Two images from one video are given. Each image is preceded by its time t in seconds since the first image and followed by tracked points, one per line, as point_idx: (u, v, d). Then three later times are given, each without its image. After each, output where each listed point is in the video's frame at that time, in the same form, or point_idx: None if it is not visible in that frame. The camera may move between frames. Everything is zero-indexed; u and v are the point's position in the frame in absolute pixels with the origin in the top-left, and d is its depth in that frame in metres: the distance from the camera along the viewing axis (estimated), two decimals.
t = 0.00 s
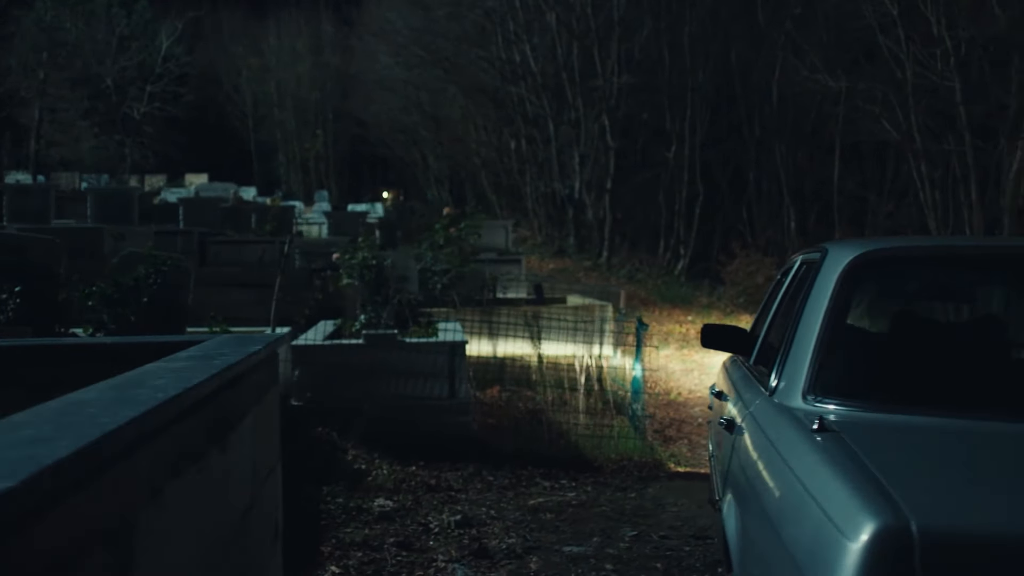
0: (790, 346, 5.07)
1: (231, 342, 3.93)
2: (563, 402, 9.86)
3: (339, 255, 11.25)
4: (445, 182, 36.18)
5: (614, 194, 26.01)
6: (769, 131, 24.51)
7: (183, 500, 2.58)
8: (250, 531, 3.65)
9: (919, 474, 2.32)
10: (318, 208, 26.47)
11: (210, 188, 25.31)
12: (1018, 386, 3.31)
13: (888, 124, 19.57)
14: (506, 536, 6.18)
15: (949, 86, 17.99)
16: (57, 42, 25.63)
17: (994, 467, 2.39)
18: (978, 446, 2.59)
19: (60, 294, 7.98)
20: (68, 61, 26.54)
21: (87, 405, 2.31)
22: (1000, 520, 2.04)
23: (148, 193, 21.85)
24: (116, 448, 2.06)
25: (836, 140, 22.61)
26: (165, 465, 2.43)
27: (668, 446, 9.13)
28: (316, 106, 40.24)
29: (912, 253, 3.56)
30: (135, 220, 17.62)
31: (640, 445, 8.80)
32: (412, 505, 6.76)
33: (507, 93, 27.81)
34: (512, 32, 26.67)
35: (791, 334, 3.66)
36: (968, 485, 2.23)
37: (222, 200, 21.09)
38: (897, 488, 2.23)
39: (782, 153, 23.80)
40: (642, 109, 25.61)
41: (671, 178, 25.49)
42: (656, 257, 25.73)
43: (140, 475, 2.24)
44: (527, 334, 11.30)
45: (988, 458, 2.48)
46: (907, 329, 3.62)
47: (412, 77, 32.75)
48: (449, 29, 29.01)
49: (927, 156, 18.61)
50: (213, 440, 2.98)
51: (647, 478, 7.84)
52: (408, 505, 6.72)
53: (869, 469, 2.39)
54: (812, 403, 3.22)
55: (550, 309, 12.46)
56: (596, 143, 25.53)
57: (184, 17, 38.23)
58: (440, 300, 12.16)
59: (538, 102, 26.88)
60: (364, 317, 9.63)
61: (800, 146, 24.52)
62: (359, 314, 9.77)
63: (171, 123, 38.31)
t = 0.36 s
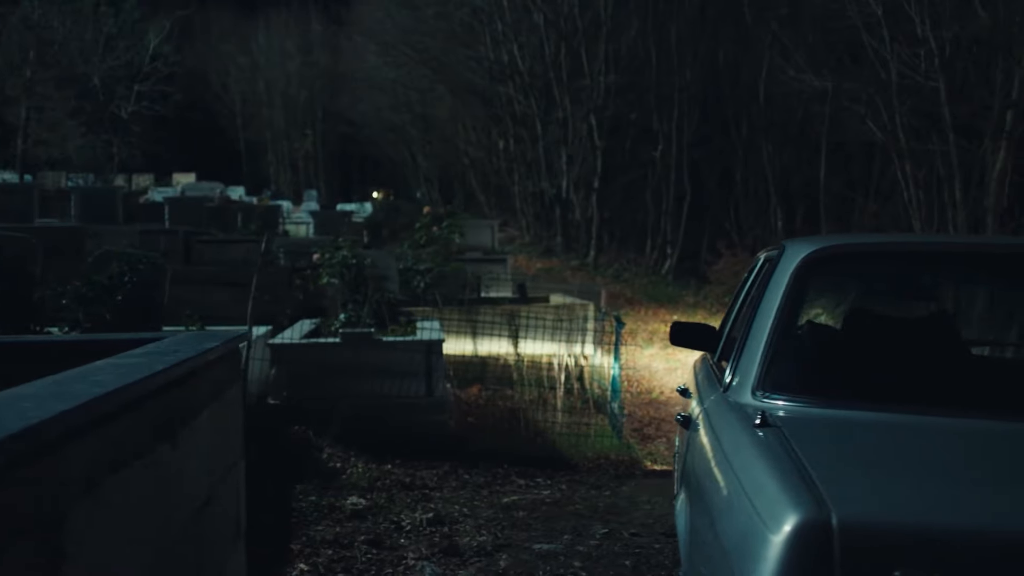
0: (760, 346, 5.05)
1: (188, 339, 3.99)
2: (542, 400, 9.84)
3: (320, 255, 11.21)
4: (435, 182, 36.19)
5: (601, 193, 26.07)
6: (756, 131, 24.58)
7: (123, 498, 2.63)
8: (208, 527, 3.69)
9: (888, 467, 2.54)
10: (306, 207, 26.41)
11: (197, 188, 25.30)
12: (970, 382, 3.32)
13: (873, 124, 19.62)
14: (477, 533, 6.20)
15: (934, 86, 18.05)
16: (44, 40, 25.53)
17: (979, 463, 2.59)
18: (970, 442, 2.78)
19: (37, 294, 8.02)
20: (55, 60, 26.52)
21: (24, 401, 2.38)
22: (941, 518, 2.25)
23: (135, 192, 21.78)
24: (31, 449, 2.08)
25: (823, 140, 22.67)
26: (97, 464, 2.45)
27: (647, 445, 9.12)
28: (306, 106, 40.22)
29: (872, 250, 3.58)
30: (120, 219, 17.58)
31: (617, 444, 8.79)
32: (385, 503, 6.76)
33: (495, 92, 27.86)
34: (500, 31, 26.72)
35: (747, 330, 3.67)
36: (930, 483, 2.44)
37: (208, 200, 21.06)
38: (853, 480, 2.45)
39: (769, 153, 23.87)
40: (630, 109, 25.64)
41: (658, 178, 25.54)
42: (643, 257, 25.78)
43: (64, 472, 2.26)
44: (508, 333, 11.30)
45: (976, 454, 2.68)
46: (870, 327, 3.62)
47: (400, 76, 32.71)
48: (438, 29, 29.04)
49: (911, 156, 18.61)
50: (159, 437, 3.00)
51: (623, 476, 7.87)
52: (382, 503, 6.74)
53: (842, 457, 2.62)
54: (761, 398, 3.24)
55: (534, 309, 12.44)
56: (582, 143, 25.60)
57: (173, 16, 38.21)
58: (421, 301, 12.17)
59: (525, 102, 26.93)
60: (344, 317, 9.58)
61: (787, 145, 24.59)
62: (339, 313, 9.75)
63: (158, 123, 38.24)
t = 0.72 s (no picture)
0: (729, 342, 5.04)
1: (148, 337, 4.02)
2: (523, 399, 9.82)
3: (305, 255, 11.14)
4: (426, 182, 36.20)
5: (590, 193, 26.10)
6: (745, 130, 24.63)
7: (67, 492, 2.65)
8: (167, 522, 3.72)
9: (858, 462, 2.59)
10: (294, 207, 26.32)
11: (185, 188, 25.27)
12: (926, 378, 3.35)
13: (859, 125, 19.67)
14: (450, 531, 6.20)
15: (920, 86, 18.10)
16: (31, 38, 25.41)
17: (968, 462, 2.62)
18: (958, 440, 2.81)
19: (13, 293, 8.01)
20: (43, 59, 26.47)
21: None
22: (888, 515, 2.31)
23: (121, 191, 21.66)
24: None
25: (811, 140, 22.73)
26: (34, 458, 2.46)
27: (625, 444, 9.12)
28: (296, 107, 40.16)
29: (836, 247, 3.58)
30: (106, 220, 17.54)
31: (596, 443, 8.79)
32: (360, 501, 6.76)
33: (484, 91, 27.87)
34: (488, 32, 26.75)
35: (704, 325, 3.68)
36: (907, 481, 2.48)
37: (195, 199, 21.02)
38: (810, 472, 2.52)
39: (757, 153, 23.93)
40: (620, 109, 25.65)
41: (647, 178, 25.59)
42: (631, 257, 25.83)
43: None
44: (490, 333, 11.30)
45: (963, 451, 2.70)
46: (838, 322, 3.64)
47: (390, 76, 32.68)
48: (427, 29, 29.04)
49: (898, 156, 18.56)
50: (106, 434, 3.00)
51: (599, 475, 7.87)
52: (356, 502, 6.73)
53: (815, 449, 2.68)
54: (711, 395, 3.26)
55: (517, 309, 12.46)
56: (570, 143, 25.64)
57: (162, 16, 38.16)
58: (404, 301, 12.17)
59: (514, 102, 26.95)
60: (325, 317, 9.57)
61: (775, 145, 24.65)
62: (321, 313, 9.73)
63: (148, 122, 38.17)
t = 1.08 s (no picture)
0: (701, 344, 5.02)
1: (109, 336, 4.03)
2: (504, 399, 9.82)
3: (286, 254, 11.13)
4: (416, 182, 36.22)
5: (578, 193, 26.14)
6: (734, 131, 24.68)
7: (13, 492, 2.66)
8: (127, 522, 3.73)
9: (840, 464, 2.62)
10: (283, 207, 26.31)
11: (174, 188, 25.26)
12: (876, 379, 3.33)
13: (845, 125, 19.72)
14: (423, 531, 6.21)
15: (905, 86, 18.14)
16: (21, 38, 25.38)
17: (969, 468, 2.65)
18: (945, 443, 2.82)
19: None
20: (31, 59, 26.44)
21: None
22: (833, 516, 2.35)
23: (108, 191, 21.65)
24: None
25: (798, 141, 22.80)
26: None
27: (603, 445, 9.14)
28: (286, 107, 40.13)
29: (798, 248, 3.51)
30: (91, 220, 17.52)
31: (573, 443, 8.81)
32: (335, 502, 6.76)
33: (473, 92, 27.89)
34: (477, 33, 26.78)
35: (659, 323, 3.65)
36: (910, 482, 2.52)
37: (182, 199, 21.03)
38: (773, 475, 2.55)
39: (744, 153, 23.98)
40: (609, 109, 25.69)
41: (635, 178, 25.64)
42: (619, 257, 25.90)
43: None
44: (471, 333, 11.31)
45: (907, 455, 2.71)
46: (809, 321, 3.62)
47: (379, 76, 32.68)
48: (416, 30, 29.05)
49: (883, 157, 18.62)
50: (56, 436, 2.99)
51: (577, 474, 7.89)
52: (330, 502, 6.74)
53: (784, 450, 2.72)
54: (661, 396, 3.25)
55: (499, 309, 12.49)
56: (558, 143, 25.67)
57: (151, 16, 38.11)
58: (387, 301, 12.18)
59: (502, 103, 26.98)
60: (305, 317, 9.60)
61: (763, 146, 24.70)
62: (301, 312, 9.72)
63: (137, 122, 38.13)
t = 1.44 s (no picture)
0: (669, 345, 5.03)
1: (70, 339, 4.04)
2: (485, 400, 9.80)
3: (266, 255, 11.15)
4: (405, 182, 36.23)
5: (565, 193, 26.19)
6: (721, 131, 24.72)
7: None
8: (86, 524, 3.74)
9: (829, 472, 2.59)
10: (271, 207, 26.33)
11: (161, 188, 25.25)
12: (836, 381, 3.24)
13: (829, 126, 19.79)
14: (395, 533, 6.23)
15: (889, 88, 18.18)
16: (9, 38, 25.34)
17: (960, 474, 2.61)
18: (930, 449, 2.79)
19: None
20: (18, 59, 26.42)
21: None
22: (812, 521, 2.32)
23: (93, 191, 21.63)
24: None
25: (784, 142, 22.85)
26: None
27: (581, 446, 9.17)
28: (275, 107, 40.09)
29: (774, 252, 3.43)
30: (76, 221, 17.52)
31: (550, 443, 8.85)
32: (308, 503, 6.78)
33: (460, 92, 27.91)
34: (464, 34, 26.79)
35: (618, 323, 3.62)
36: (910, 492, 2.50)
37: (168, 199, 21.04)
38: (747, 481, 2.52)
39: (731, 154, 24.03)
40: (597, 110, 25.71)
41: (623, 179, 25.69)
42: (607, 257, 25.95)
43: None
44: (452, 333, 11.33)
45: (891, 454, 2.72)
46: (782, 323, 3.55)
47: (367, 77, 32.67)
48: (403, 30, 29.05)
49: (868, 158, 18.66)
50: (5, 444, 2.99)
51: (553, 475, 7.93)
52: (304, 504, 6.75)
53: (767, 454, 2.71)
54: (611, 401, 3.22)
55: (480, 309, 12.55)
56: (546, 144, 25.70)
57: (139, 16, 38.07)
58: (369, 302, 12.21)
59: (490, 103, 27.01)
60: (287, 318, 9.68)
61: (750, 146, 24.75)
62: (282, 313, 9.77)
63: (126, 122, 38.09)
